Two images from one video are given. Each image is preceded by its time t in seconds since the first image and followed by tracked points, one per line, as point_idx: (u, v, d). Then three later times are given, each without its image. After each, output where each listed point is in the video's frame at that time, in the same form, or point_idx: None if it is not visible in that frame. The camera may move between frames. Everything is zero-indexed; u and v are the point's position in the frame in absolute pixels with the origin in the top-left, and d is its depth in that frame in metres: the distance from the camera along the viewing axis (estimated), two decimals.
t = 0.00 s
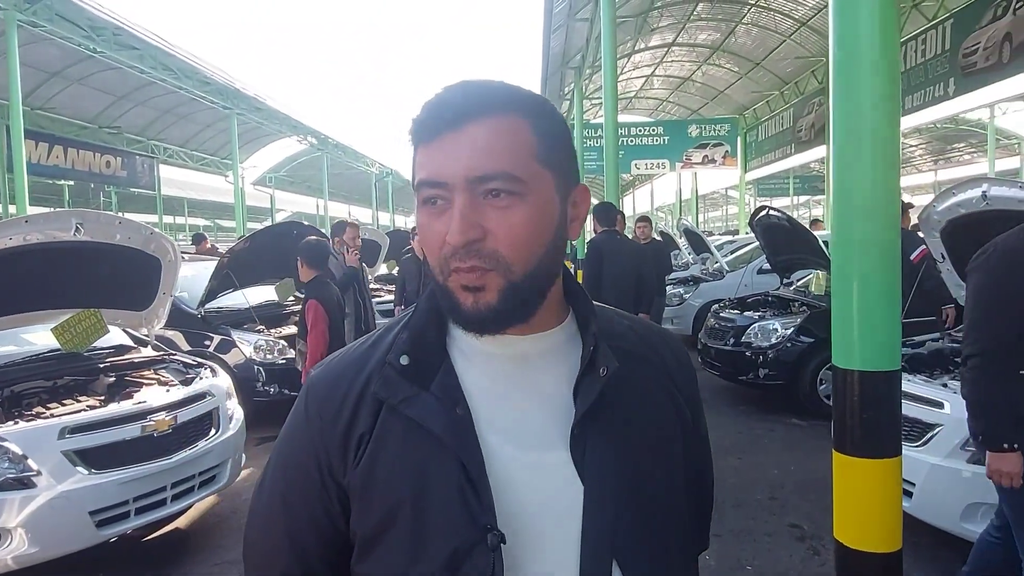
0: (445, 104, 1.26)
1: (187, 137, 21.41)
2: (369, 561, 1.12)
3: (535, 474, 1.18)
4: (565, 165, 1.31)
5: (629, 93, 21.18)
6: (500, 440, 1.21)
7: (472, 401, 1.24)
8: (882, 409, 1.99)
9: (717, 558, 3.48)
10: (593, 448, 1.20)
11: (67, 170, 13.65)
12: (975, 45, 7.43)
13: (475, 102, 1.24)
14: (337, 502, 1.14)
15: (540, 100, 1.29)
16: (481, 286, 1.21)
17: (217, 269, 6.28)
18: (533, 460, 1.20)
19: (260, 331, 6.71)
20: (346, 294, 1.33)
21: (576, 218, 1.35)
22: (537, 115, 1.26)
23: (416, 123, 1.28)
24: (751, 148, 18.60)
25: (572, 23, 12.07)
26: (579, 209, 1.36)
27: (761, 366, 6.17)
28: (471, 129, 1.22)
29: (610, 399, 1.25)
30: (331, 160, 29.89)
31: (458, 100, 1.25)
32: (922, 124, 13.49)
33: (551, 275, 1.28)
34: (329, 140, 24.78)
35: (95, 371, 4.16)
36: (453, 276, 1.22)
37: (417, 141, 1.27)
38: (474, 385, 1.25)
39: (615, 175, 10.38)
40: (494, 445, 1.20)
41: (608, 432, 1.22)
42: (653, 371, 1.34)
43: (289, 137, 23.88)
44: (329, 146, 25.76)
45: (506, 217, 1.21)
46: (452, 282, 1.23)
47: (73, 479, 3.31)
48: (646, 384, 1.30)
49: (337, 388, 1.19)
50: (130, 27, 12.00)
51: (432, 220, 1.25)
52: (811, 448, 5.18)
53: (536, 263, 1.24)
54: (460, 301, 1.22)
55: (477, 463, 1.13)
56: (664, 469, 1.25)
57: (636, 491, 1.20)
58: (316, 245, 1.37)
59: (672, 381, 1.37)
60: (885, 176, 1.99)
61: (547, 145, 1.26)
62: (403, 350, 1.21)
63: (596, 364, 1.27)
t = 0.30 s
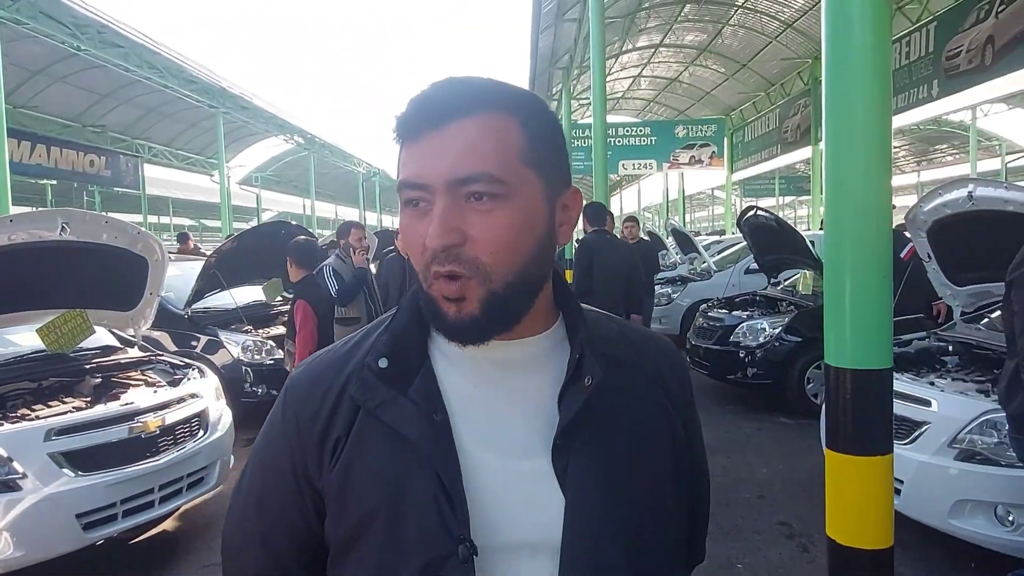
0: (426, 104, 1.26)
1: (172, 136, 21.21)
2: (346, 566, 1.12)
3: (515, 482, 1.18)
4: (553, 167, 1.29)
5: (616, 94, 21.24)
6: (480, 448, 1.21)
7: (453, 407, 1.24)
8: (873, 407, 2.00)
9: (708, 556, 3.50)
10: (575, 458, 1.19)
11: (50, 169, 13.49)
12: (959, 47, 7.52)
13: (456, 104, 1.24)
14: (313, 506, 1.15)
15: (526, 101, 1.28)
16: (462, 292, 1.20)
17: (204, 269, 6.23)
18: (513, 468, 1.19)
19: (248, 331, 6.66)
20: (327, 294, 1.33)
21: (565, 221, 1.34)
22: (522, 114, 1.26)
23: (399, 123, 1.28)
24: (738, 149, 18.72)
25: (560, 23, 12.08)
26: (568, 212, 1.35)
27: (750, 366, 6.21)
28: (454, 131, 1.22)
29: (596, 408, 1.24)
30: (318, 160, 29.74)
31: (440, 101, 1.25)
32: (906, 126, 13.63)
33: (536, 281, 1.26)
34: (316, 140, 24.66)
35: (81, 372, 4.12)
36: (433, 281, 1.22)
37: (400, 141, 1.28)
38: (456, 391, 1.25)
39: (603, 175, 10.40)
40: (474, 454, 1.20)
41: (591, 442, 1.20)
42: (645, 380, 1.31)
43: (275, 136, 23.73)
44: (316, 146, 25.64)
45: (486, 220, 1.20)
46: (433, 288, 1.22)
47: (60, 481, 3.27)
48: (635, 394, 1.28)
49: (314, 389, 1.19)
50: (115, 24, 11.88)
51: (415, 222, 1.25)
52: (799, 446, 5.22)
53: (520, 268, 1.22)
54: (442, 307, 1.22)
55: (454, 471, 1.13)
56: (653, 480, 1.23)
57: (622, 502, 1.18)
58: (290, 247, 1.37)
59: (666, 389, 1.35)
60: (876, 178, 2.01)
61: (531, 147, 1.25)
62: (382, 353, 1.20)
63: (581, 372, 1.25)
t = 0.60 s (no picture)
0: (401, 108, 1.27)
1: (160, 134, 21.09)
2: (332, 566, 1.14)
3: (500, 485, 1.20)
4: (529, 166, 1.28)
5: (607, 96, 21.30)
6: (466, 453, 1.22)
7: (436, 411, 1.26)
8: (861, 405, 2.03)
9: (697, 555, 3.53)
10: (563, 459, 1.19)
11: (37, 167, 13.37)
12: (945, 52, 7.61)
13: (428, 107, 1.24)
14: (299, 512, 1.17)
15: (501, 101, 1.28)
16: (438, 297, 1.21)
17: (194, 268, 6.19)
18: (497, 471, 1.21)
19: (238, 331, 6.63)
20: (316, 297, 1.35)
21: (545, 221, 1.33)
22: (494, 115, 1.25)
23: (374, 125, 1.28)
24: (727, 151, 18.83)
25: (552, 24, 12.09)
26: (551, 210, 1.34)
27: (739, 366, 6.24)
28: (429, 134, 1.22)
29: (583, 410, 1.24)
30: (308, 159, 29.63)
31: (416, 104, 1.25)
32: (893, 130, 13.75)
33: (519, 284, 1.26)
34: (306, 139, 24.59)
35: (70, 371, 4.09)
36: (411, 284, 1.22)
37: (377, 148, 1.28)
38: (440, 395, 1.27)
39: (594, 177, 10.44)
40: (460, 460, 1.21)
41: (578, 444, 1.20)
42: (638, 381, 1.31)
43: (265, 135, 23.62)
44: (306, 145, 25.57)
45: (463, 222, 1.20)
46: (412, 292, 1.23)
47: (49, 481, 3.25)
48: (626, 394, 1.27)
49: (300, 395, 1.22)
50: (104, 21, 11.78)
51: (390, 227, 1.26)
52: (787, 446, 5.27)
53: (501, 269, 1.22)
54: (420, 312, 1.22)
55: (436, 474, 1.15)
56: (646, 480, 1.22)
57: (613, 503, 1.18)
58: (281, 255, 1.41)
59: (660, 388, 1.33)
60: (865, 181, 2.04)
61: (506, 146, 1.25)
62: (366, 357, 1.22)
63: (566, 376, 1.25)
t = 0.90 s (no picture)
0: (442, 117, 1.27)
1: (153, 132, 21.00)
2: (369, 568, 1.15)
3: (541, 503, 1.15)
4: (574, 171, 1.22)
5: (601, 98, 21.37)
6: (509, 467, 1.19)
7: (485, 420, 1.24)
8: (846, 407, 2.07)
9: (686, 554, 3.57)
10: (611, 486, 1.10)
11: (28, 164, 13.31)
12: (935, 58, 7.68)
13: (467, 115, 1.23)
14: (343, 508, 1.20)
15: (540, 107, 1.24)
16: (480, 307, 1.17)
17: (187, 267, 6.20)
18: (540, 488, 1.16)
19: (230, 329, 6.63)
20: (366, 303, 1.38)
21: (595, 223, 1.25)
22: (529, 119, 1.22)
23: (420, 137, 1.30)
24: (720, 154, 18.94)
25: (546, 26, 12.13)
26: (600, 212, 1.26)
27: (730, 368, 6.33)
28: (467, 140, 1.20)
29: (637, 432, 1.13)
30: (301, 158, 29.57)
31: (457, 111, 1.24)
32: (884, 134, 13.86)
33: (565, 294, 1.20)
34: (300, 138, 24.55)
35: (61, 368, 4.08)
36: (453, 294, 1.20)
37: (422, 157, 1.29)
38: (493, 405, 1.25)
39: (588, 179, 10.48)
40: (503, 473, 1.18)
41: (628, 469, 1.10)
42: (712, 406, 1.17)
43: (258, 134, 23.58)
44: (300, 144, 25.54)
45: (497, 230, 1.16)
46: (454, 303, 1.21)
47: (40, 479, 3.25)
48: (695, 417, 1.15)
49: (353, 395, 1.25)
50: (97, 18, 11.74)
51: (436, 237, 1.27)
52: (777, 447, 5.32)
53: (541, 277, 1.17)
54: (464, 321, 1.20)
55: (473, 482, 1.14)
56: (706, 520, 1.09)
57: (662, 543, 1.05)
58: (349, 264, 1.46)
59: (740, 418, 1.18)
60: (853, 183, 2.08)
61: (543, 150, 1.20)
62: (423, 359, 1.25)
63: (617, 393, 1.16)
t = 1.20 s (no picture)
0: (566, 99, 1.18)
1: (150, 130, 20.97)
2: (471, 563, 1.09)
3: (667, 512, 1.07)
4: (712, 159, 1.12)
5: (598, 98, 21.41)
6: (639, 474, 1.11)
7: (618, 420, 1.16)
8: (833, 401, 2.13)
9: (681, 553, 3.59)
10: (751, 505, 1.00)
11: (25, 162, 13.30)
12: (931, 60, 7.61)
13: (586, 98, 1.15)
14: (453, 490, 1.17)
15: (681, 86, 1.14)
16: (593, 304, 1.11)
17: (183, 266, 6.21)
18: (666, 497, 1.08)
19: (227, 328, 6.63)
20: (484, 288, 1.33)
21: (736, 214, 1.13)
22: (654, 102, 1.12)
23: (546, 119, 1.23)
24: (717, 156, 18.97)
25: (544, 27, 12.17)
26: (744, 204, 1.15)
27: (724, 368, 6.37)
28: (582, 126, 1.13)
29: (786, 448, 1.03)
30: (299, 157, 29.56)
31: (574, 93, 1.17)
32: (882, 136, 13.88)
33: (700, 292, 1.11)
34: (297, 137, 24.53)
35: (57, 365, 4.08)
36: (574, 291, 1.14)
37: (548, 140, 1.22)
38: (629, 406, 1.17)
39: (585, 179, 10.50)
40: (631, 479, 1.11)
41: (772, 488, 1.00)
42: (883, 437, 1.03)
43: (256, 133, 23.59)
44: (297, 143, 25.54)
45: (616, 224, 1.08)
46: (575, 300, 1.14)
47: (35, 475, 3.25)
48: (858, 444, 1.02)
49: (485, 375, 1.20)
50: (94, 17, 11.75)
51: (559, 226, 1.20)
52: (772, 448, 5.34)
53: (669, 275, 1.08)
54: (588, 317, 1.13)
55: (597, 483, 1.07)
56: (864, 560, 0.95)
57: None
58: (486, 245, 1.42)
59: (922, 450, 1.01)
60: (843, 168, 2.13)
61: (667, 137, 1.10)
62: (556, 348, 1.19)
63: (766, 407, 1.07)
